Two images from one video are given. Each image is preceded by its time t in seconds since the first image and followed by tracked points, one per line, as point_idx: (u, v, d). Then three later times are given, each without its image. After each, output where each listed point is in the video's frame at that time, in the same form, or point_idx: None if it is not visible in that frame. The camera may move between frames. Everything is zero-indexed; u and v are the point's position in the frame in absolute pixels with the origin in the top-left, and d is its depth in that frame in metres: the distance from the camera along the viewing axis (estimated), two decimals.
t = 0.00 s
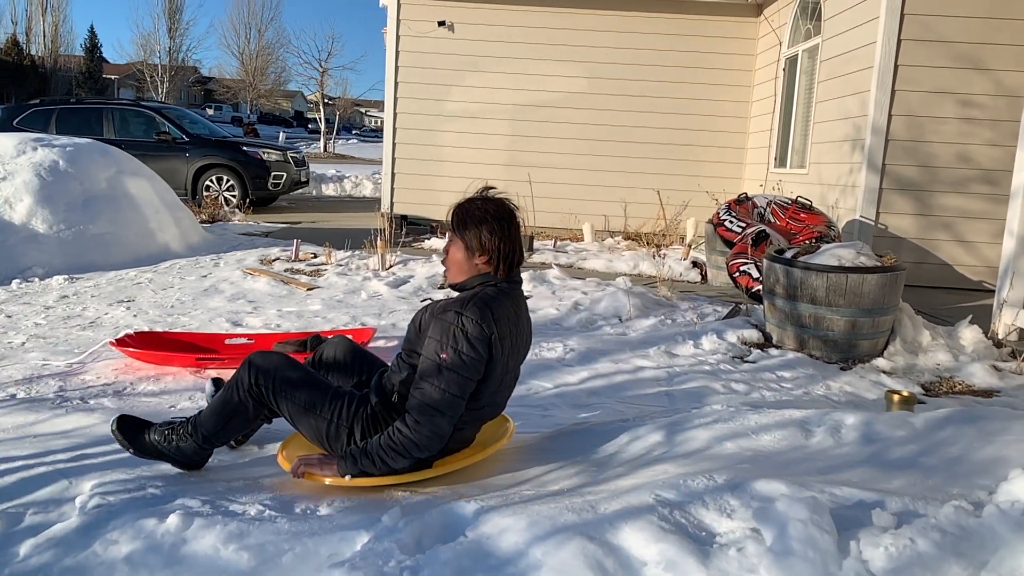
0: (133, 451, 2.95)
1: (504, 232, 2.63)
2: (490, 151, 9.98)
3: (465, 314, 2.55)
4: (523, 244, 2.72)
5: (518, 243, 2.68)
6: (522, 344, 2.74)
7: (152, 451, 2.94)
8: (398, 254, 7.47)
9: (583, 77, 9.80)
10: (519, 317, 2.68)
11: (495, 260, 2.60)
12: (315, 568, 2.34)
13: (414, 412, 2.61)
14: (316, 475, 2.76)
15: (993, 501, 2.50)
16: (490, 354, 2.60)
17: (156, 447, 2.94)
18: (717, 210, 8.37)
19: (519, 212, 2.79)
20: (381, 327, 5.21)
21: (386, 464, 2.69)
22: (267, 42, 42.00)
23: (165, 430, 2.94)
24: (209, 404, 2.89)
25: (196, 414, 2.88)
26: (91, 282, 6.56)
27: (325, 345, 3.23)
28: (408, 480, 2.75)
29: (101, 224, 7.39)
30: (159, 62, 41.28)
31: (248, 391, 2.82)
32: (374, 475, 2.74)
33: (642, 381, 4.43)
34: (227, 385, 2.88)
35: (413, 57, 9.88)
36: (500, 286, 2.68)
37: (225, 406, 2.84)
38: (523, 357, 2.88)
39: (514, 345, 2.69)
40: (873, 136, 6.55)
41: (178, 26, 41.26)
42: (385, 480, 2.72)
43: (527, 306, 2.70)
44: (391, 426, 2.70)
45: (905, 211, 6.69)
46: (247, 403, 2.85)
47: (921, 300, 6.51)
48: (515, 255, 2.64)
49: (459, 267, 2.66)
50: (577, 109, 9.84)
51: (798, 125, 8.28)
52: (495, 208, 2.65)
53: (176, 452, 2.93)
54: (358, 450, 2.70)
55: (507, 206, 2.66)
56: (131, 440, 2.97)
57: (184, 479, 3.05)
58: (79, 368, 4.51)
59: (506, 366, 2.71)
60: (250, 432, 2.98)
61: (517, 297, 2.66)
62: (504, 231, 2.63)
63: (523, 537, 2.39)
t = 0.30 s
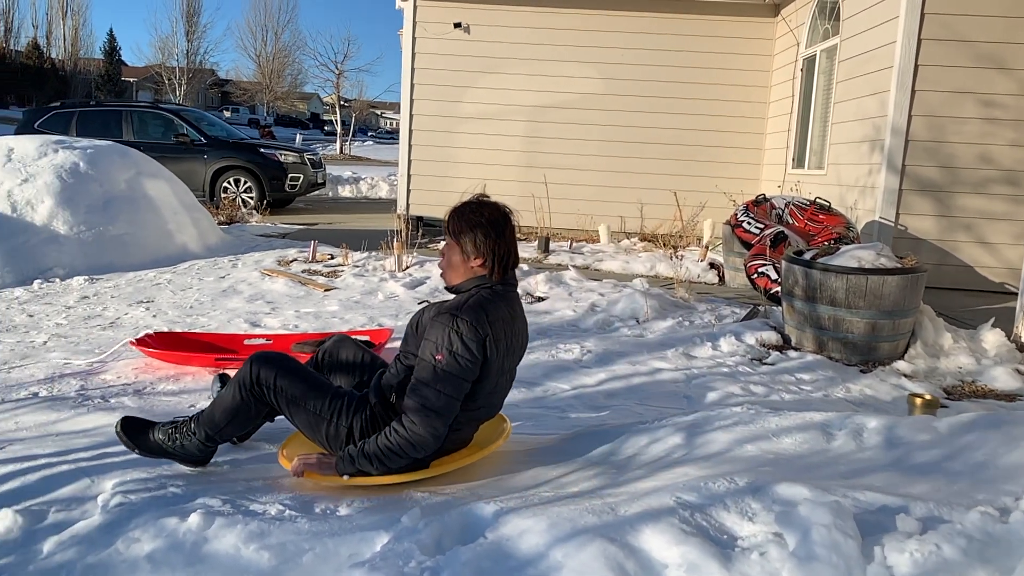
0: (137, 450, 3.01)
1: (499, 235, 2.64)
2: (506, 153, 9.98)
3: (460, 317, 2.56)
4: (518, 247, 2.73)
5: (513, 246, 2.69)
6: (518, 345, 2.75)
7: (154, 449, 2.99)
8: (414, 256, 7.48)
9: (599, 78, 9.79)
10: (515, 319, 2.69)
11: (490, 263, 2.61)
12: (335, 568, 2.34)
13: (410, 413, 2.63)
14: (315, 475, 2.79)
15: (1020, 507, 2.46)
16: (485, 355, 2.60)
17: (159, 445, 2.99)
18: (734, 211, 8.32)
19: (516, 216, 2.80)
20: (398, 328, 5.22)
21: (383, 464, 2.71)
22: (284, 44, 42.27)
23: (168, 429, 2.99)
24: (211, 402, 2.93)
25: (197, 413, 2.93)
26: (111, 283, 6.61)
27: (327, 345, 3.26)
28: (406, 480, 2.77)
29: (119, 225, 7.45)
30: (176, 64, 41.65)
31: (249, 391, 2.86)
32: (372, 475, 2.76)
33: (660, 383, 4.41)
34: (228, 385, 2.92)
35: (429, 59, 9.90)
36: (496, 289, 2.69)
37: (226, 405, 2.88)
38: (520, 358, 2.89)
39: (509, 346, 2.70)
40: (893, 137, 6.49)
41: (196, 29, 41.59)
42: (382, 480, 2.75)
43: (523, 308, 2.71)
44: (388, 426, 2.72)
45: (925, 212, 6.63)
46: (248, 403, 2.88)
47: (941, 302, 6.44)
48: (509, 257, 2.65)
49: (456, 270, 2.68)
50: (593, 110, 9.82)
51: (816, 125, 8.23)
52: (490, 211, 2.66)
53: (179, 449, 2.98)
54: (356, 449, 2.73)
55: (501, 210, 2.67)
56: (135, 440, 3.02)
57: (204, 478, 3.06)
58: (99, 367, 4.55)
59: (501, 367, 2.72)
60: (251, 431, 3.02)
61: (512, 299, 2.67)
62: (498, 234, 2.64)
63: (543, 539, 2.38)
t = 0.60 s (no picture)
0: (146, 445, 3.10)
1: (495, 237, 2.66)
2: (523, 153, 9.98)
3: (457, 318, 2.59)
4: (515, 247, 2.75)
5: (509, 247, 2.70)
6: (516, 345, 2.78)
7: (163, 445, 3.08)
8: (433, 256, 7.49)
9: (618, 79, 9.76)
10: (512, 320, 2.72)
11: (487, 265, 2.63)
12: (357, 568, 2.35)
13: (409, 414, 2.67)
14: (314, 472, 2.84)
15: None
16: (482, 356, 2.64)
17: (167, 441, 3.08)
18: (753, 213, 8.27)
19: (514, 218, 2.81)
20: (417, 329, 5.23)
21: (383, 463, 2.77)
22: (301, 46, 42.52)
23: (177, 427, 3.06)
24: (218, 401, 2.98)
25: (204, 412, 2.98)
26: (133, 283, 6.67)
27: (329, 343, 3.27)
28: (406, 478, 2.82)
29: (141, 226, 7.51)
30: (196, 66, 42.03)
31: (254, 393, 2.90)
32: (373, 473, 2.81)
33: (680, 385, 4.39)
34: (234, 384, 2.95)
35: (447, 60, 9.92)
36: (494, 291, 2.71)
37: (231, 405, 2.93)
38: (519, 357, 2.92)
39: (506, 346, 2.73)
40: (915, 137, 6.43)
41: (215, 31, 41.95)
42: (383, 478, 2.80)
43: (520, 308, 2.73)
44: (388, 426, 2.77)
45: (948, 213, 6.56)
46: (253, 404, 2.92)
47: (965, 305, 6.36)
48: (506, 258, 2.67)
49: (454, 272, 2.70)
50: (611, 111, 9.80)
51: (836, 126, 8.17)
52: (486, 213, 2.68)
53: (188, 446, 3.07)
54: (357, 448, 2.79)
55: (498, 212, 2.69)
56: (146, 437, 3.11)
57: (226, 477, 3.08)
58: (122, 366, 4.59)
59: (499, 367, 2.75)
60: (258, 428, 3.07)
61: (509, 300, 2.70)
62: (494, 236, 2.66)
63: (565, 541, 2.36)
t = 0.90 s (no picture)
0: (156, 439, 3.13)
1: (494, 239, 2.69)
2: (543, 154, 9.97)
3: (457, 319, 2.61)
4: (515, 249, 2.78)
5: (509, 249, 2.73)
6: (515, 345, 2.80)
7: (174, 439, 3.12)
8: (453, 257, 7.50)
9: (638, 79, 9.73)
10: (511, 320, 2.74)
11: (486, 265, 2.66)
12: (381, 566, 2.35)
13: (410, 413, 2.70)
14: (319, 470, 2.87)
15: None
16: (481, 355, 2.66)
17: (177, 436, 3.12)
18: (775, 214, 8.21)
19: (513, 218, 2.84)
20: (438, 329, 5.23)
21: (385, 461, 2.80)
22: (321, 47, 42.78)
23: (187, 422, 3.11)
24: (227, 397, 3.05)
25: (214, 408, 3.04)
26: (157, 282, 6.75)
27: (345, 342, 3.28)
28: (409, 476, 2.85)
29: (164, 226, 7.58)
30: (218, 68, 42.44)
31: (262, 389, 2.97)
32: (376, 471, 2.85)
33: (703, 386, 4.36)
34: (243, 381, 3.03)
35: (467, 60, 9.94)
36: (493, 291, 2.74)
37: (240, 400, 3.00)
38: (519, 357, 2.95)
39: (506, 346, 2.76)
40: (941, 137, 6.35)
41: (237, 33, 42.32)
42: (386, 476, 2.84)
43: (519, 309, 2.76)
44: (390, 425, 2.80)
45: (975, 214, 6.47)
46: (260, 399, 2.99)
47: (992, 308, 6.27)
48: (506, 260, 2.70)
49: (454, 273, 2.73)
50: (631, 111, 9.78)
51: (860, 126, 8.09)
52: (486, 215, 2.71)
53: (196, 440, 3.11)
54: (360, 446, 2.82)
55: (497, 213, 2.71)
56: (153, 429, 3.15)
57: (251, 475, 3.10)
58: (147, 364, 4.64)
59: (498, 366, 2.77)
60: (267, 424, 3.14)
61: (508, 301, 2.73)
62: (493, 238, 2.69)
63: (589, 542, 2.35)
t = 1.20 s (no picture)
0: (169, 436, 3.20)
1: (495, 240, 2.72)
2: (564, 153, 9.95)
3: (458, 320, 2.64)
4: (515, 250, 2.81)
5: (509, 250, 2.76)
6: (517, 345, 2.84)
7: (186, 437, 3.19)
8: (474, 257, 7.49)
9: (660, 78, 9.69)
10: (512, 320, 2.78)
11: (487, 267, 2.70)
12: (406, 565, 2.35)
13: (413, 413, 2.74)
14: (323, 468, 2.95)
15: None
16: (483, 355, 2.69)
17: (189, 433, 3.19)
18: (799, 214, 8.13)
19: (513, 219, 2.86)
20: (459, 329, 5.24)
21: (389, 460, 2.84)
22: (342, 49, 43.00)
23: (199, 419, 3.19)
24: (237, 395, 3.11)
25: (224, 405, 3.10)
26: (181, 281, 6.81)
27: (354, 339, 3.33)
28: (412, 474, 2.89)
29: (189, 226, 7.64)
30: (240, 69, 42.84)
31: (269, 389, 3.01)
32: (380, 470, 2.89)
33: (727, 387, 4.33)
34: (252, 380, 3.08)
35: (488, 61, 9.94)
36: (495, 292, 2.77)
37: (248, 398, 3.04)
38: (521, 356, 2.98)
39: (507, 346, 2.79)
40: (969, 136, 6.25)
41: (259, 35, 42.67)
42: (389, 475, 2.88)
43: (520, 309, 2.79)
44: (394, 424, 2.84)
45: (1004, 214, 6.37)
46: (268, 398, 3.03)
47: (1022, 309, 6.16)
48: (506, 261, 2.73)
49: (456, 274, 2.77)
50: (653, 110, 9.73)
51: (886, 124, 7.99)
52: (486, 217, 2.74)
53: (207, 438, 3.17)
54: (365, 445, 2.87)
55: (498, 215, 2.74)
56: (167, 427, 3.21)
57: (275, 474, 3.11)
58: (172, 363, 4.69)
59: (500, 366, 2.81)
60: (276, 422, 3.19)
61: (509, 301, 2.76)
62: (494, 239, 2.72)
63: (615, 543, 2.33)
